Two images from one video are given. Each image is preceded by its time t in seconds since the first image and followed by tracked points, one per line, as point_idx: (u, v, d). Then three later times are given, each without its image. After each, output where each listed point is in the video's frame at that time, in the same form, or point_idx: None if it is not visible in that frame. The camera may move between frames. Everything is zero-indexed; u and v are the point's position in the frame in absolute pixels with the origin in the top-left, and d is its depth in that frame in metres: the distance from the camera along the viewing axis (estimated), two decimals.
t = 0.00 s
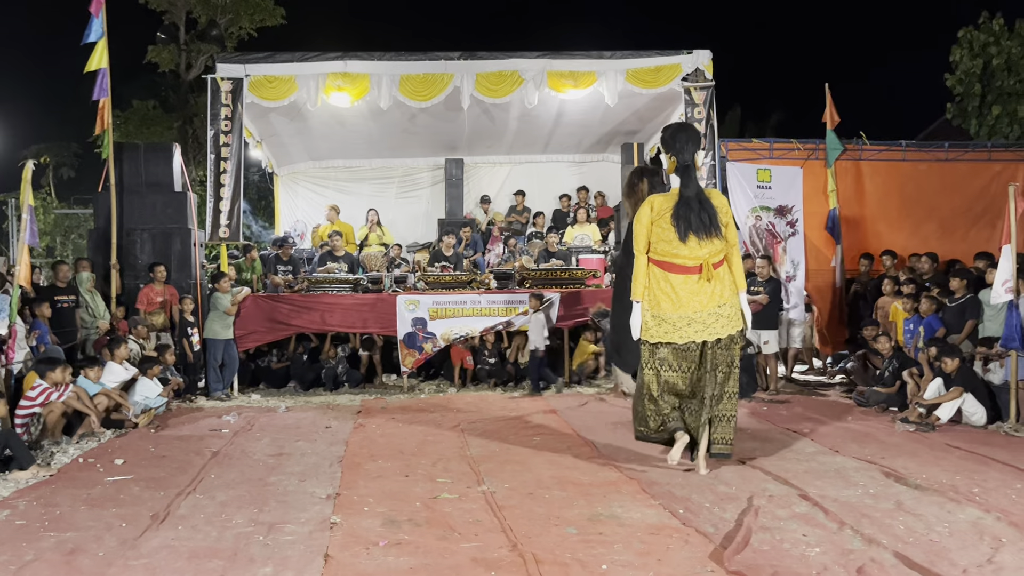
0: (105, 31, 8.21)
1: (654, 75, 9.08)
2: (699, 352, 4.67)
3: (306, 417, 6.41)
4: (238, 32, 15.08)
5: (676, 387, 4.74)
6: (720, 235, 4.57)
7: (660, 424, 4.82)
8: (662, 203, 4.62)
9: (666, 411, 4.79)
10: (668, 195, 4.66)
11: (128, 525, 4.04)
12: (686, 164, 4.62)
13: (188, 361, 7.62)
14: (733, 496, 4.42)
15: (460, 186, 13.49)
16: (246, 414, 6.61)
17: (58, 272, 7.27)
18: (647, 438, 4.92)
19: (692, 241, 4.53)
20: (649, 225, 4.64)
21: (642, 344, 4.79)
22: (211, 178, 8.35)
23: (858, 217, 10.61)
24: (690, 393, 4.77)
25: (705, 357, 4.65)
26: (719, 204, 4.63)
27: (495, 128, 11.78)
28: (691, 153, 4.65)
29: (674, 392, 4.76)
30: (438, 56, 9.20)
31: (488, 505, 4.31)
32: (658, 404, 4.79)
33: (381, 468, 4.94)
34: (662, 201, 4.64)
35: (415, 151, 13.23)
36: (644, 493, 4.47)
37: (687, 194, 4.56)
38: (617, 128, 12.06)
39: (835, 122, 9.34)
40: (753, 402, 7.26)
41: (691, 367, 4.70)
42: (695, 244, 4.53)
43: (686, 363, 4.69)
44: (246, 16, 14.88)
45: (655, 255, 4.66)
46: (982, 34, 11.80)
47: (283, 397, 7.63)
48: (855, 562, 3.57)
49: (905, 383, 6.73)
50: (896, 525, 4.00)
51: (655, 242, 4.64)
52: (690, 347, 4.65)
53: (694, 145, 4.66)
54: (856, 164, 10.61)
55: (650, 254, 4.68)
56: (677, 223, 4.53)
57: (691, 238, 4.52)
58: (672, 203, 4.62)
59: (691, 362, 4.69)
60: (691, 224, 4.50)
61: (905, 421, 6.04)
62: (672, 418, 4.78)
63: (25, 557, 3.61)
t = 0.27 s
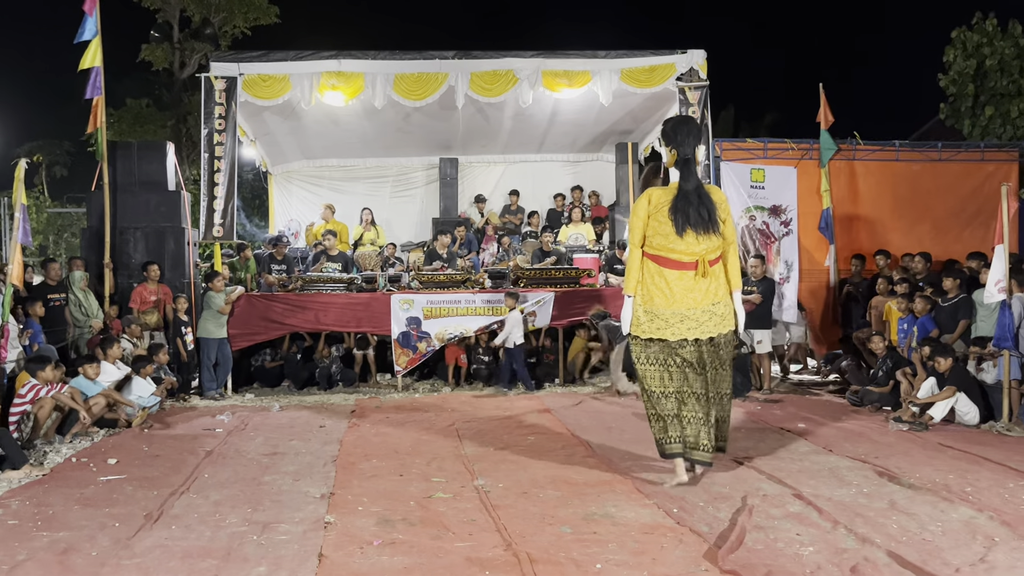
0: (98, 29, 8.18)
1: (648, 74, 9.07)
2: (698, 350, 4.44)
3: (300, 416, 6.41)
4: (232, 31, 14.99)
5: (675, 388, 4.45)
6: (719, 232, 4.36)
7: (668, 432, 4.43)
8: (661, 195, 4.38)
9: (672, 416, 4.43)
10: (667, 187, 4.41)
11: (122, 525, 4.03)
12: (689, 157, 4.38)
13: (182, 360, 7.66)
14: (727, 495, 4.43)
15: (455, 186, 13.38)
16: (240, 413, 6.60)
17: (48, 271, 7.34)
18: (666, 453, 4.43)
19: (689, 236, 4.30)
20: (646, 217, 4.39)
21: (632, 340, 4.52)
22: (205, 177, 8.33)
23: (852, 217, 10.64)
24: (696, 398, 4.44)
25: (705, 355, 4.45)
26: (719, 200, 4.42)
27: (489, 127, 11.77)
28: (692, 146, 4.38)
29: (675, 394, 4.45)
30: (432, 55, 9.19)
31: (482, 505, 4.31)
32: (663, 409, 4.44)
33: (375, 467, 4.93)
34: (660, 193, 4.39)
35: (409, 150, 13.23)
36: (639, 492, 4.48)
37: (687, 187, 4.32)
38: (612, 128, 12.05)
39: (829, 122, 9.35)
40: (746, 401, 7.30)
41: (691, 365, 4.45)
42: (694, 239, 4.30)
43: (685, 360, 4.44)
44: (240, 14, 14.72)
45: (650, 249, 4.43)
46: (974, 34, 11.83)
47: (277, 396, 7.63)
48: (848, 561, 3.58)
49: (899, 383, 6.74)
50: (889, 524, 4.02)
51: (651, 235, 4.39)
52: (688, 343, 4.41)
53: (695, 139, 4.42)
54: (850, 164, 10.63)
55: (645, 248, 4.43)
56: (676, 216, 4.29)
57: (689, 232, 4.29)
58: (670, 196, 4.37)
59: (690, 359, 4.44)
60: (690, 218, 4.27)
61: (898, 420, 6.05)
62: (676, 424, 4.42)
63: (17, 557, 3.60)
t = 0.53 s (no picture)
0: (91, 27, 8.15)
1: (642, 73, 9.09)
2: (691, 350, 4.36)
3: (294, 416, 6.39)
4: (225, 29, 14.98)
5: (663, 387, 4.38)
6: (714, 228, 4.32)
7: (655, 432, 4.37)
8: (656, 188, 4.33)
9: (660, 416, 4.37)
10: (663, 181, 4.37)
11: (115, 524, 4.02)
12: (688, 152, 4.28)
13: (174, 360, 7.57)
14: (720, 494, 4.44)
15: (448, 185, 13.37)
16: (233, 412, 6.58)
17: (42, 270, 7.46)
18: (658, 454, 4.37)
19: (683, 230, 4.25)
20: (641, 210, 4.34)
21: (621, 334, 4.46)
22: (198, 176, 8.28)
23: (845, 217, 10.65)
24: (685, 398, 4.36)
25: (698, 355, 4.37)
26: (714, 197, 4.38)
27: (483, 126, 11.76)
28: (690, 140, 4.27)
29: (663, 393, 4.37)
30: (426, 53, 9.17)
31: (476, 504, 4.31)
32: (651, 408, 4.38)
33: (369, 466, 4.93)
34: (656, 187, 4.35)
35: (403, 149, 13.20)
36: (632, 491, 4.48)
37: (684, 180, 4.26)
38: (605, 127, 12.05)
39: (822, 122, 9.37)
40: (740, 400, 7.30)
41: (685, 365, 4.37)
42: (687, 233, 4.26)
43: (678, 360, 4.36)
44: (234, 13, 14.74)
45: (643, 243, 4.38)
46: (967, 34, 11.86)
47: (270, 395, 7.61)
48: (841, 559, 3.59)
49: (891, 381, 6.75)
50: (882, 522, 4.03)
51: (645, 229, 4.34)
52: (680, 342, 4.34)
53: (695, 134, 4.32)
54: (843, 163, 10.64)
55: (638, 241, 4.39)
56: (671, 209, 4.25)
57: (683, 225, 4.25)
58: (666, 189, 4.33)
59: (682, 359, 4.36)
60: (684, 211, 4.22)
61: (891, 420, 6.08)
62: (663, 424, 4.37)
63: (10, 557, 3.58)
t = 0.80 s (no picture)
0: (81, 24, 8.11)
1: (634, 72, 9.08)
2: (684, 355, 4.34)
3: (285, 415, 6.38)
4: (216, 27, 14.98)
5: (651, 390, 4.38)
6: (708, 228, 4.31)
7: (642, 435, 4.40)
8: (650, 187, 4.31)
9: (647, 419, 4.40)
10: (657, 180, 4.36)
11: (105, 524, 4.00)
12: (684, 152, 4.29)
13: (166, 359, 7.62)
14: (712, 493, 4.44)
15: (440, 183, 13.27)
16: (224, 411, 6.56)
17: (33, 267, 7.53)
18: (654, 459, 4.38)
19: (677, 229, 4.25)
20: (635, 209, 4.33)
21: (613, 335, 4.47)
22: (189, 174, 8.24)
23: (836, 216, 10.69)
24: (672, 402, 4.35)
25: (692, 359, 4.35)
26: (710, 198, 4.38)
27: (475, 124, 11.76)
28: (685, 140, 4.28)
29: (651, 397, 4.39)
30: (418, 52, 9.15)
31: (468, 503, 4.31)
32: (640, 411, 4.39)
33: (360, 465, 4.92)
34: (650, 186, 4.33)
35: (394, 147, 13.19)
36: (624, 489, 4.48)
37: (679, 178, 4.26)
38: (597, 126, 12.04)
39: (813, 121, 9.39)
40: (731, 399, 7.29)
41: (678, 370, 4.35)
42: (680, 232, 4.25)
43: (671, 365, 4.34)
44: (225, 11, 14.74)
45: (636, 243, 4.36)
46: (957, 34, 12.00)
47: (262, 394, 7.58)
48: (832, 557, 3.60)
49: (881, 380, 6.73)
50: (873, 520, 4.04)
51: (639, 229, 4.33)
52: (673, 347, 4.33)
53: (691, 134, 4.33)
54: (834, 162, 10.68)
55: (632, 241, 4.37)
56: (664, 207, 4.24)
57: (676, 225, 4.24)
58: (660, 188, 4.32)
59: (676, 364, 4.34)
60: (677, 210, 4.22)
61: (882, 418, 6.08)
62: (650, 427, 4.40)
63: None
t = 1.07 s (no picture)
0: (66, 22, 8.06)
1: (622, 72, 9.09)
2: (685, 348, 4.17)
3: (272, 414, 6.36)
4: (203, 25, 14.90)
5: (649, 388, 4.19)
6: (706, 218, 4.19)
7: (642, 435, 4.24)
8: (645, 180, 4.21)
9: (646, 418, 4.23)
10: (651, 173, 4.25)
11: (90, 524, 3.97)
12: (677, 143, 4.21)
13: (152, 358, 7.62)
14: (700, 491, 4.45)
15: (428, 182, 13.44)
16: (211, 411, 6.54)
17: (19, 266, 7.42)
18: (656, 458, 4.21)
19: (674, 220, 4.12)
20: (630, 202, 4.21)
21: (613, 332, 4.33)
22: (175, 173, 8.20)
23: (824, 214, 10.72)
24: (671, 399, 4.15)
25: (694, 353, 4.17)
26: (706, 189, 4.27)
27: (463, 123, 11.75)
28: (677, 131, 4.20)
29: (649, 395, 4.20)
30: (406, 51, 9.13)
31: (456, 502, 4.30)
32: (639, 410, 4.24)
33: (348, 465, 4.91)
34: (644, 179, 4.22)
35: (382, 146, 13.18)
36: (612, 488, 4.49)
37: (673, 170, 4.16)
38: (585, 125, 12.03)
39: (801, 120, 9.41)
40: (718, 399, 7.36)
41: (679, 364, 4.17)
42: (677, 223, 4.12)
43: (672, 359, 4.17)
44: (211, 9, 14.70)
45: (633, 237, 4.23)
46: (943, 34, 12.14)
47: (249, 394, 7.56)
48: (818, 555, 3.62)
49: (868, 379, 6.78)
50: (859, 518, 4.06)
51: (635, 222, 4.20)
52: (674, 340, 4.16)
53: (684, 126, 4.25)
54: (820, 162, 10.71)
55: (628, 235, 4.25)
56: (659, 198, 4.12)
57: (672, 215, 4.11)
58: (654, 181, 4.21)
59: (677, 358, 4.17)
60: (673, 200, 4.10)
61: (868, 416, 6.10)
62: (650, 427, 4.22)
63: None
